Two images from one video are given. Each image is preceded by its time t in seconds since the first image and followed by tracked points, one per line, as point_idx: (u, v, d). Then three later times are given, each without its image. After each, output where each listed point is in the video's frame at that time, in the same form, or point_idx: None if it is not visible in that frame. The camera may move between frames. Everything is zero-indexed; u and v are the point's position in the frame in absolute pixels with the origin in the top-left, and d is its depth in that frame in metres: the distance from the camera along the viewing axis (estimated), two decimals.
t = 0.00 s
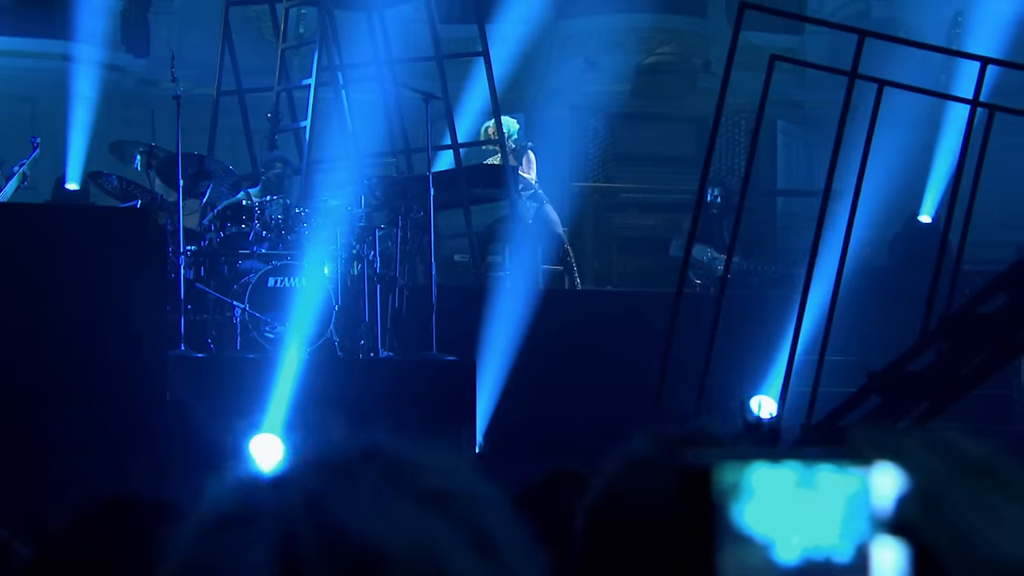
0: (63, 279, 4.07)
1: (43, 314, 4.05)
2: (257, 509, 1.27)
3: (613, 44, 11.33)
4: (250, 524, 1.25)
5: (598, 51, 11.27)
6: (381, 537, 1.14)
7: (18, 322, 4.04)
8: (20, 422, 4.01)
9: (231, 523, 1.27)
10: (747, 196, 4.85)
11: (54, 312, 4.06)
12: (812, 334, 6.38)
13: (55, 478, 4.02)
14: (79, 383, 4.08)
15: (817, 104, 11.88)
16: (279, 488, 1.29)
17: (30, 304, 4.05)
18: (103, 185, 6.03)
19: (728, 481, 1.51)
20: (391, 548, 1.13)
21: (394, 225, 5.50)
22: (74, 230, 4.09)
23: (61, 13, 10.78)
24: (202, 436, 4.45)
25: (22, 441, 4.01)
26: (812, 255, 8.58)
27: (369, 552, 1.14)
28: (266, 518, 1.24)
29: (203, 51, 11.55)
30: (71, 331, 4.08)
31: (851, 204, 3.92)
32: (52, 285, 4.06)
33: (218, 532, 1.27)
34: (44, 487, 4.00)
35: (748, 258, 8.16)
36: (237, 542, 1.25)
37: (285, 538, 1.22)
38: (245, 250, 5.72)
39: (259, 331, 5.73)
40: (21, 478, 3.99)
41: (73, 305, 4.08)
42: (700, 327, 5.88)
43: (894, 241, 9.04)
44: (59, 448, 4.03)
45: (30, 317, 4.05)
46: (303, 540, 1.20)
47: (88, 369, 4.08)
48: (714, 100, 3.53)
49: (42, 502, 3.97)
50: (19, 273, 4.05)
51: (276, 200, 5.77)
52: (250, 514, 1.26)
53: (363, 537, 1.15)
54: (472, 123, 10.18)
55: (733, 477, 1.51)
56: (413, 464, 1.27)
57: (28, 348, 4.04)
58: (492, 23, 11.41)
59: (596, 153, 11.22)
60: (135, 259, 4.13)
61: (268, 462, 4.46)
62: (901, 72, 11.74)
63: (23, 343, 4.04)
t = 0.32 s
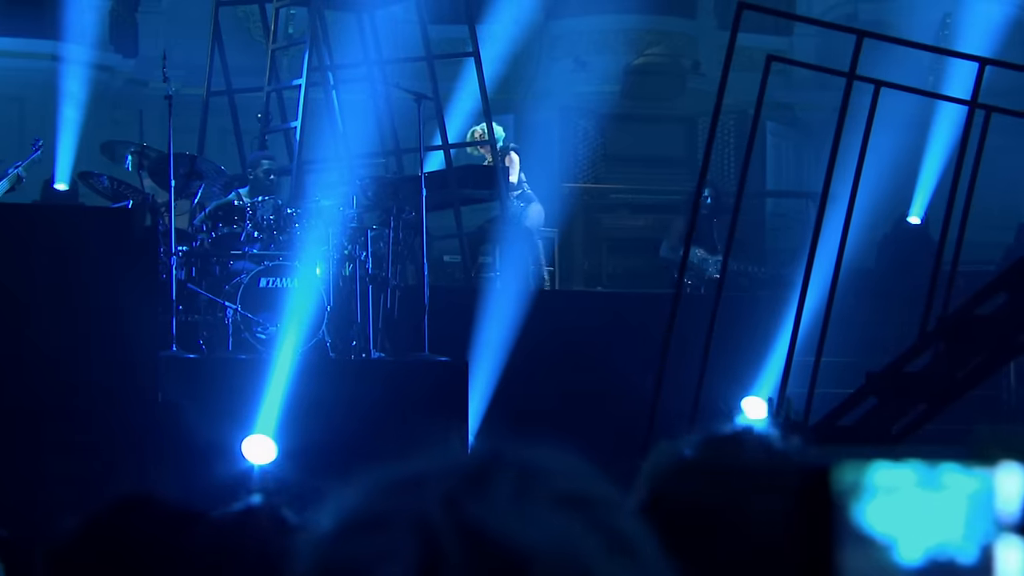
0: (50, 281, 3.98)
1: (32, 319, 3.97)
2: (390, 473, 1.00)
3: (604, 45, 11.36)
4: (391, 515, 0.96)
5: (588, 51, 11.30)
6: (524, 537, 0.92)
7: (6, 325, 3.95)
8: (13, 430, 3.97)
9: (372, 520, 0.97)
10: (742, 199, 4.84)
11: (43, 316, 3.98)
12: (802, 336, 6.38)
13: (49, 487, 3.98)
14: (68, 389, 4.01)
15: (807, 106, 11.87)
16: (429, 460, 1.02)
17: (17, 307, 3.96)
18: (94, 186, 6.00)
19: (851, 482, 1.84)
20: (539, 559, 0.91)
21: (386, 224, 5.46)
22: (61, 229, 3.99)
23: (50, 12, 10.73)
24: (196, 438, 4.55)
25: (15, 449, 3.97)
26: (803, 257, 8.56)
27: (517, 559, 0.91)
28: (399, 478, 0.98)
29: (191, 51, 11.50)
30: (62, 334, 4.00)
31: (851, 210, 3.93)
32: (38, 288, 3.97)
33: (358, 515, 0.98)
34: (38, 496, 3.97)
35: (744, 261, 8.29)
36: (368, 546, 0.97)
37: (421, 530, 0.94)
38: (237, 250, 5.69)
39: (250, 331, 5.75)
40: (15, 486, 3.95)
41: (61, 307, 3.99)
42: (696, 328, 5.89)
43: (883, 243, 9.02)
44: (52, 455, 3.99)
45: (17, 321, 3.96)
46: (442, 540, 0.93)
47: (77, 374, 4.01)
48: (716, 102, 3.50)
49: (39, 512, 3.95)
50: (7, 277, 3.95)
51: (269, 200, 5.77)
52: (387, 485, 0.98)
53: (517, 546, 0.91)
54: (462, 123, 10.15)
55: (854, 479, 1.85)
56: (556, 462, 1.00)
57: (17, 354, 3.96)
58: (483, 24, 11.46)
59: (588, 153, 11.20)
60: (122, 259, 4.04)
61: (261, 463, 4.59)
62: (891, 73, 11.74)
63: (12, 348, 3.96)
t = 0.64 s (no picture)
0: (49, 280, 4.21)
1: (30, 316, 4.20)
2: (489, 479, 0.66)
3: (599, 45, 11.41)
4: (508, 511, 0.63)
5: (582, 52, 11.35)
6: (656, 529, 0.62)
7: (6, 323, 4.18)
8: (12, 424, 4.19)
9: (482, 519, 0.64)
10: (743, 197, 4.81)
11: (41, 314, 4.21)
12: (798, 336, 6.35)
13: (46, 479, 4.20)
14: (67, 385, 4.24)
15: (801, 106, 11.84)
16: (525, 460, 0.70)
17: (17, 306, 4.19)
18: (90, 186, 6.00)
19: None
20: (680, 558, 0.62)
21: (383, 225, 5.51)
22: (58, 229, 4.22)
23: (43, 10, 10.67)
24: (192, 438, 4.58)
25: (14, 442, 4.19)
26: (796, 257, 8.55)
27: (648, 549, 0.61)
28: (525, 473, 0.64)
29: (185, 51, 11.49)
30: (59, 331, 4.23)
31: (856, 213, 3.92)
32: (37, 287, 4.20)
33: (463, 520, 0.64)
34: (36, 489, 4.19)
35: (739, 262, 8.35)
36: (491, 546, 0.63)
37: (552, 516, 0.62)
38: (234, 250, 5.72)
39: (248, 332, 5.67)
40: (15, 478, 4.17)
41: (60, 306, 4.22)
42: (697, 328, 5.90)
43: (877, 243, 9.02)
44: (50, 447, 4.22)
45: (16, 318, 4.19)
46: (578, 528, 0.61)
47: (74, 369, 4.24)
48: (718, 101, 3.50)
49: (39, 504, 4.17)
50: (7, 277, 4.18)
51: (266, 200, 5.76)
52: (507, 481, 0.64)
53: (647, 535, 0.62)
54: (457, 123, 10.17)
55: None
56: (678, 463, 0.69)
57: (18, 349, 4.19)
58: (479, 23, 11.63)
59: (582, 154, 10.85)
60: (124, 261, 4.29)
61: (259, 464, 4.54)
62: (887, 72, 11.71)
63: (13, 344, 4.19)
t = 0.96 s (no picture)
0: (54, 274, 4.24)
1: (32, 312, 4.22)
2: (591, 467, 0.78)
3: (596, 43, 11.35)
4: (609, 506, 0.75)
5: (579, 50, 11.24)
6: (749, 517, 0.74)
7: (9, 319, 4.21)
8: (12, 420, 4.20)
9: (586, 510, 0.75)
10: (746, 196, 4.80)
11: (43, 309, 4.23)
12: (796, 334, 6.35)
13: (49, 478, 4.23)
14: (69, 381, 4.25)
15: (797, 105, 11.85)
16: (628, 454, 0.80)
17: (19, 300, 4.22)
18: (89, 184, 6.00)
19: None
20: (786, 551, 0.74)
21: (382, 223, 5.48)
22: (59, 227, 4.24)
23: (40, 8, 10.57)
24: (192, 435, 4.59)
25: (16, 439, 4.20)
26: (795, 256, 8.54)
27: (754, 546, 0.75)
28: (623, 468, 0.76)
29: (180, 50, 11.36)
30: (59, 328, 4.23)
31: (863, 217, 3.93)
32: (39, 282, 4.22)
33: (558, 515, 0.75)
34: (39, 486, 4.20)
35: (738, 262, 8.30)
36: (588, 537, 0.74)
37: (650, 509, 0.76)
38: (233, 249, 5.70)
39: (247, 330, 5.65)
40: (15, 477, 4.19)
41: (62, 302, 4.24)
42: (701, 327, 5.87)
43: (875, 242, 9.01)
44: (54, 443, 4.23)
45: (19, 314, 4.21)
46: (676, 521, 0.75)
47: (75, 366, 4.25)
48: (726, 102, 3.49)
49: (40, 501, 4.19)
50: (10, 274, 4.20)
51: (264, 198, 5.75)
52: (599, 478, 0.76)
53: (746, 527, 0.74)
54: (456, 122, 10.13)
55: None
56: (775, 457, 0.79)
57: (21, 345, 4.21)
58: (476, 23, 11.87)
59: (580, 154, 10.50)
60: (125, 260, 4.30)
61: (259, 461, 4.59)
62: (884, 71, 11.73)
63: (15, 339, 4.21)
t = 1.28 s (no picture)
0: (52, 273, 4.25)
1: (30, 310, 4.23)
2: (660, 472, 0.70)
3: (595, 43, 11.34)
4: (675, 509, 0.67)
5: (579, 49, 11.30)
6: (830, 516, 0.66)
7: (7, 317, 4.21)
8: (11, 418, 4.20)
9: (655, 513, 0.67)
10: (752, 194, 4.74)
11: (42, 307, 4.24)
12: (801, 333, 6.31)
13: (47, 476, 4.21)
14: (66, 380, 4.27)
15: (798, 104, 11.83)
16: (679, 458, 0.73)
17: (17, 298, 4.22)
18: (90, 183, 5.97)
19: None
20: (862, 550, 0.65)
21: (383, 223, 5.44)
22: (61, 227, 4.26)
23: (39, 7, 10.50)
24: (195, 434, 4.58)
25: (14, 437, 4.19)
26: (795, 255, 8.53)
27: (834, 546, 0.65)
28: (692, 469, 0.69)
29: (179, 48, 11.31)
30: (60, 328, 4.26)
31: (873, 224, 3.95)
32: (38, 281, 4.24)
33: (627, 516, 0.68)
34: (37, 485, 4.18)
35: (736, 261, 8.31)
36: (657, 539, 0.66)
37: (724, 509, 0.66)
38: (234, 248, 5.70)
39: (248, 330, 5.65)
40: (15, 475, 4.17)
41: (60, 301, 4.26)
42: (706, 329, 5.97)
43: (873, 241, 8.98)
44: (52, 442, 4.23)
45: (17, 312, 4.22)
46: (752, 523, 0.65)
47: (74, 366, 4.27)
48: (731, 102, 3.45)
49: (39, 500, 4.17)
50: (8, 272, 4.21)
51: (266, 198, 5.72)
52: (666, 479, 0.69)
53: (824, 526, 0.65)
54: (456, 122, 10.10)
55: None
56: (839, 453, 0.71)
57: (20, 345, 4.22)
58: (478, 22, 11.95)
59: (580, 153, 10.28)
60: (126, 261, 4.34)
61: (260, 461, 4.58)
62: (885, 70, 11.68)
63: (12, 337, 4.22)
